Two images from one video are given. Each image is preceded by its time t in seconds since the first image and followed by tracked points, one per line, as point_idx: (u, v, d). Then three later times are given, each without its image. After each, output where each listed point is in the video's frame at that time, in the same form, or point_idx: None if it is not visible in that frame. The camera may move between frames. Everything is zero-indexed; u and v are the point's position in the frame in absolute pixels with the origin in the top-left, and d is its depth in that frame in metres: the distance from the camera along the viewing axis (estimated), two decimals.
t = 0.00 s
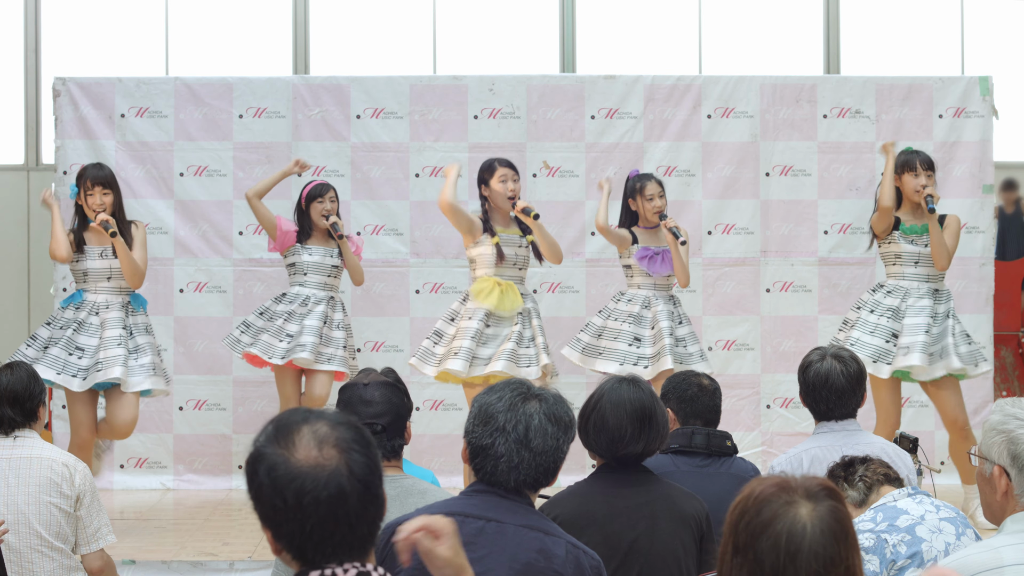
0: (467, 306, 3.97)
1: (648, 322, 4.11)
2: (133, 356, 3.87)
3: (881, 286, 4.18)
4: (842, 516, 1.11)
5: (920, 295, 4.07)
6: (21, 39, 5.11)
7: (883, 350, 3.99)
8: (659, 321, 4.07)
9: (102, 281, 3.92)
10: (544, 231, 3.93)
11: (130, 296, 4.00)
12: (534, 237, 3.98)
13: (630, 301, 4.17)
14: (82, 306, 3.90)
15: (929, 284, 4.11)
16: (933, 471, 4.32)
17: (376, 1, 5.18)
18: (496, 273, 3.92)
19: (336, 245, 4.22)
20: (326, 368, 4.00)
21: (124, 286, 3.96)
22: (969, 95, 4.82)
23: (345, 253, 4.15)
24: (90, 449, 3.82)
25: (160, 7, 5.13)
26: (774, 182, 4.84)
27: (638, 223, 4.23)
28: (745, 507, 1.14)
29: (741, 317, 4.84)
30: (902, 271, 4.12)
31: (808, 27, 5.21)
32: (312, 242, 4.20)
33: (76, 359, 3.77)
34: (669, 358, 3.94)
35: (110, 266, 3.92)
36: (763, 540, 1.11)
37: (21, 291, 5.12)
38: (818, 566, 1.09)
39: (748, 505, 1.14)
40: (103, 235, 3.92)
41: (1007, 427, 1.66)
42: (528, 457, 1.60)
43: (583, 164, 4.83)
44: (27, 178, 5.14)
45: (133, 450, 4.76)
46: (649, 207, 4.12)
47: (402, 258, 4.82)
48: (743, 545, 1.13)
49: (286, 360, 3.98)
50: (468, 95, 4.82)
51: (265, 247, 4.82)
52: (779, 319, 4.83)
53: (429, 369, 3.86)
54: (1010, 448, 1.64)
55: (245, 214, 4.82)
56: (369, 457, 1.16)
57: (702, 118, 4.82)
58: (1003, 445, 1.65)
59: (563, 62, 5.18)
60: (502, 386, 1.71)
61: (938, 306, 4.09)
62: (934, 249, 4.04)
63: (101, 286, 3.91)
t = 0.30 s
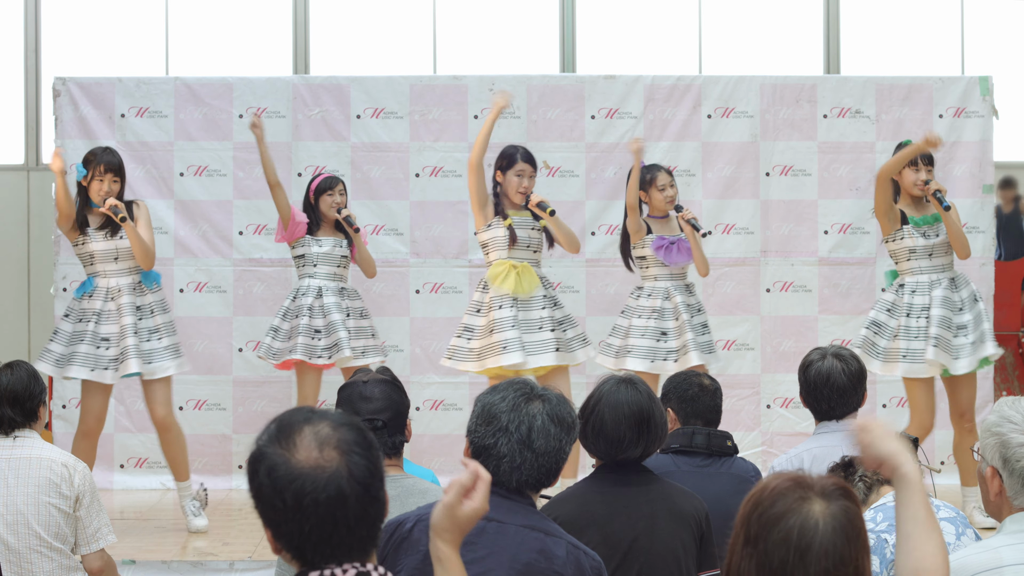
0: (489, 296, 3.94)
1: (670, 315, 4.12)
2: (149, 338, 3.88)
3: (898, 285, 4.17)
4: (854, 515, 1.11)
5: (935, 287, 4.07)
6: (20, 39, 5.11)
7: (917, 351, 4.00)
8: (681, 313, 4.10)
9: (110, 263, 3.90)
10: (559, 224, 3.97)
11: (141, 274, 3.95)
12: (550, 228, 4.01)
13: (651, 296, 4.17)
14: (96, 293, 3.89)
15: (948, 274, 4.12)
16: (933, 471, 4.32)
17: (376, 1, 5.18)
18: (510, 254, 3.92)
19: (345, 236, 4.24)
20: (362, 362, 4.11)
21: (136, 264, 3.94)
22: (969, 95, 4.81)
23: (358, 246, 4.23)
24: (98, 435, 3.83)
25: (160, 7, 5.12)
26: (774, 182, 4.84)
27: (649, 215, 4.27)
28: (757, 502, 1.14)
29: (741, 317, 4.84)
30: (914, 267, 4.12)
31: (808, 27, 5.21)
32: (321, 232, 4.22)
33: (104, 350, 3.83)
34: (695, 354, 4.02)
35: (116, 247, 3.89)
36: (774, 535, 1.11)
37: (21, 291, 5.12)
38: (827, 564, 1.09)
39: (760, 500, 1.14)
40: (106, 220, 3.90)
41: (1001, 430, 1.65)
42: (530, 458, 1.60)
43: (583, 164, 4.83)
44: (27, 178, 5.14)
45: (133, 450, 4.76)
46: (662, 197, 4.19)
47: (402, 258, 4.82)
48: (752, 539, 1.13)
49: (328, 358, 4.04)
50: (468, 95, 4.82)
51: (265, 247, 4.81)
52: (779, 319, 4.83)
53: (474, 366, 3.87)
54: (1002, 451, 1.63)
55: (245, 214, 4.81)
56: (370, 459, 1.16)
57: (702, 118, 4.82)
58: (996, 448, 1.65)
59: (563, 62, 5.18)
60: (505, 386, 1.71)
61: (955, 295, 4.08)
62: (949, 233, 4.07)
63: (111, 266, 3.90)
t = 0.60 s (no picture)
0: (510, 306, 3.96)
1: (697, 321, 4.12)
2: (174, 343, 3.83)
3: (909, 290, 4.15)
4: (847, 513, 1.11)
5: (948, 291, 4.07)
6: (21, 39, 5.11)
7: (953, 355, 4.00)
8: (709, 317, 4.09)
9: (130, 276, 3.87)
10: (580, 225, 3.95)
11: (162, 280, 3.92)
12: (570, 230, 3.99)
13: (675, 303, 4.16)
14: (120, 306, 3.88)
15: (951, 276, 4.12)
16: (934, 471, 4.32)
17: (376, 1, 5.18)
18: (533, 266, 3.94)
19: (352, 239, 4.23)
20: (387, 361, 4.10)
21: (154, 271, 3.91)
22: (970, 95, 4.81)
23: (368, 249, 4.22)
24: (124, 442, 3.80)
25: (160, 7, 5.12)
26: (774, 182, 4.84)
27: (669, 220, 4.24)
28: (750, 503, 1.14)
29: (741, 317, 4.84)
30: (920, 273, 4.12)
31: (808, 27, 5.21)
32: (329, 238, 4.20)
33: (131, 362, 3.81)
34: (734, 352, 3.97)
35: (134, 259, 3.86)
36: (767, 536, 1.11)
37: (21, 291, 5.12)
38: (821, 564, 1.09)
39: (752, 501, 1.14)
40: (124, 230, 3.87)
41: (998, 430, 1.65)
42: (531, 458, 1.60)
43: (583, 164, 4.83)
44: (27, 178, 5.14)
45: (133, 450, 4.76)
46: (683, 202, 4.14)
47: (402, 258, 4.82)
48: (746, 541, 1.13)
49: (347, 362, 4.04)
50: (468, 95, 4.82)
51: (265, 247, 4.81)
52: (779, 319, 4.83)
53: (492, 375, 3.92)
54: (998, 451, 1.63)
55: (245, 214, 4.81)
56: (380, 458, 1.16)
57: (702, 118, 4.82)
58: (993, 447, 1.65)
59: (563, 62, 5.18)
60: (506, 386, 1.71)
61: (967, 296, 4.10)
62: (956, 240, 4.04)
63: (133, 279, 3.87)
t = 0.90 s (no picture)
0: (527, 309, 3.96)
1: (713, 320, 4.10)
2: (194, 361, 3.82)
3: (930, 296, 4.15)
4: (850, 510, 1.11)
5: (960, 294, 4.06)
6: (20, 39, 5.11)
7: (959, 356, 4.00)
8: (722, 319, 4.06)
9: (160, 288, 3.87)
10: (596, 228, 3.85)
11: (188, 300, 3.89)
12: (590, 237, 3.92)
13: (694, 301, 4.16)
14: (145, 315, 3.88)
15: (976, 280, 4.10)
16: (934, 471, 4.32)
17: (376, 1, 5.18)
18: (547, 270, 3.92)
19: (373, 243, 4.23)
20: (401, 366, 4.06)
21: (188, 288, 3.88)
22: (969, 95, 4.81)
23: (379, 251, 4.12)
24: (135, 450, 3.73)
25: (159, 7, 5.12)
26: (774, 182, 4.84)
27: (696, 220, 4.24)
28: (752, 502, 1.15)
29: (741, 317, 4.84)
30: (944, 276, 4.11)
31: (808, 27, 5.21)
32: (348, 242, 4.22)
33: (148, 370, 3.79)
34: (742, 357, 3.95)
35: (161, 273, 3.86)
36: (771, 535, 1.11)
37: (21, 291, 5.12)
38: (825, 560, 1.09)
39: (755, 501, 1.14)
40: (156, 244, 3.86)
41: (998, 429, 1.65)
42: (529, 457, 1.60)
43: (583, 165, 4.83)
44: (27, 179, 5.15)
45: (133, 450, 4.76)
46: (701, 199, 4.17)
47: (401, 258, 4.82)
48: (749, 540, 1.14)
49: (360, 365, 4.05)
50: (468, 95, 4.82)
51: (265, 247, 4.81)
52: (779, 319, 4.83)
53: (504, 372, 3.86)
54: (997, 450, 1.63)
55: (245, 214, 4.81)
56: (377, 459, 1.17)
57: (702, 118, 4.82)
58: (992, 446, 1.65)
59: (563, 62, 5.18)
60: (502, 386, 1.71)
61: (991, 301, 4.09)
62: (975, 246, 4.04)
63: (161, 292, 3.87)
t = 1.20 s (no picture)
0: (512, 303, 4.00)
1: (701, 317, 4.11)
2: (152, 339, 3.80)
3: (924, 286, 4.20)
4: (856, 514, 1.13)
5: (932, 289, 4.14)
6: (20, 40, 5.11)
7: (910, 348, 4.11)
8: (711, 317, 4.07)
9: (142, 257, 3.87)
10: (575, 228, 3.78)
11: (166, 279, 3.89)
12: (568, 235, 3.84)
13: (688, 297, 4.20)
14: (117, 279, 3.86)
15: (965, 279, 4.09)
16: (934, 471, 4.32)
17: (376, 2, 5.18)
18: (539, 259, 3.96)
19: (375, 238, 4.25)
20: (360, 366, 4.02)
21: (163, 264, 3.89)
22: (969, 95, 4.81)
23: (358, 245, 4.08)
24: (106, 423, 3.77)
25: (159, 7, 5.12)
26: (774, 182, 4.84)
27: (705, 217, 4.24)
28: (757, 503, 1.16)
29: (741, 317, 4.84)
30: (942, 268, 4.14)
31: (808, 27, 5.21)
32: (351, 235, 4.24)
33: (104, 336, 3.76)
34: (725, 356, 3.95)
35: (151, 243, 3.88)
36: (777, 537, 1.12)
37: (21, 291, 5.12)
38: (831, 564, 1.11)
39: (760, 501, 1.15)
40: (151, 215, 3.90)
41: (996, 429, 1.65)
42: (527, 456, 1.60)
43: (583, 164, 4.83)
44: (27, 179, 5.15)
45: (133, 450, 4.76)
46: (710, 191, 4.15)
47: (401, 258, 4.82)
48: (752, 540, 1.15)
49: (325, 355, 4.05)
50: (468, 95, 4.82)
51: (265, 247, 4.81)
52: (779, 319, 4.84)
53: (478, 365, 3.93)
54: (996, 450, 1.63)
55: (245, 214, 4.81)
56: (404, 477, 1.17)
57: (702, 118, 4.82)
58: (991, 447, 1.65)
59: (563, 62, 5.18)
60: (499, 386, 1.71)
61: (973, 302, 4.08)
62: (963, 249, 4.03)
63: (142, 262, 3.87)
